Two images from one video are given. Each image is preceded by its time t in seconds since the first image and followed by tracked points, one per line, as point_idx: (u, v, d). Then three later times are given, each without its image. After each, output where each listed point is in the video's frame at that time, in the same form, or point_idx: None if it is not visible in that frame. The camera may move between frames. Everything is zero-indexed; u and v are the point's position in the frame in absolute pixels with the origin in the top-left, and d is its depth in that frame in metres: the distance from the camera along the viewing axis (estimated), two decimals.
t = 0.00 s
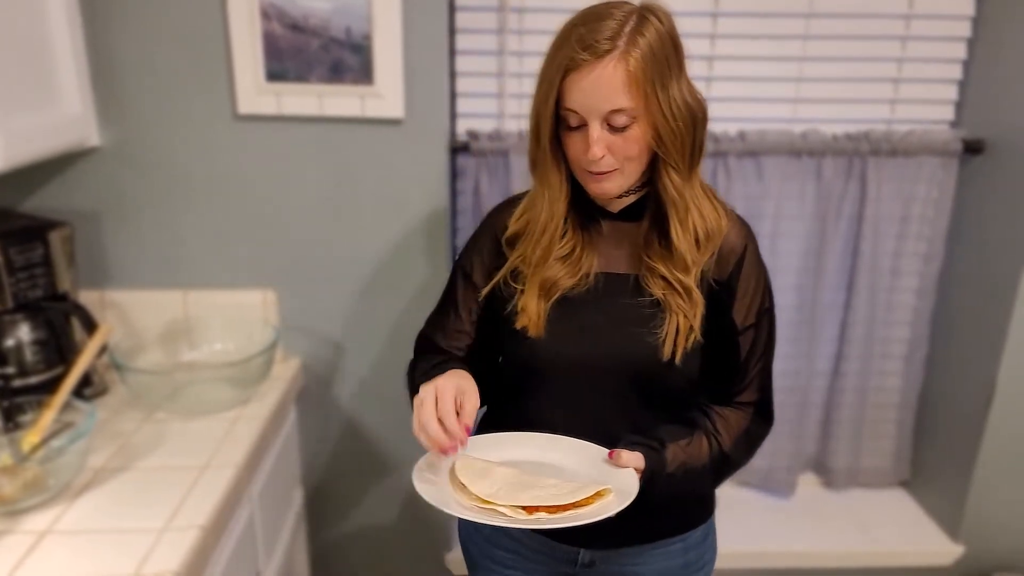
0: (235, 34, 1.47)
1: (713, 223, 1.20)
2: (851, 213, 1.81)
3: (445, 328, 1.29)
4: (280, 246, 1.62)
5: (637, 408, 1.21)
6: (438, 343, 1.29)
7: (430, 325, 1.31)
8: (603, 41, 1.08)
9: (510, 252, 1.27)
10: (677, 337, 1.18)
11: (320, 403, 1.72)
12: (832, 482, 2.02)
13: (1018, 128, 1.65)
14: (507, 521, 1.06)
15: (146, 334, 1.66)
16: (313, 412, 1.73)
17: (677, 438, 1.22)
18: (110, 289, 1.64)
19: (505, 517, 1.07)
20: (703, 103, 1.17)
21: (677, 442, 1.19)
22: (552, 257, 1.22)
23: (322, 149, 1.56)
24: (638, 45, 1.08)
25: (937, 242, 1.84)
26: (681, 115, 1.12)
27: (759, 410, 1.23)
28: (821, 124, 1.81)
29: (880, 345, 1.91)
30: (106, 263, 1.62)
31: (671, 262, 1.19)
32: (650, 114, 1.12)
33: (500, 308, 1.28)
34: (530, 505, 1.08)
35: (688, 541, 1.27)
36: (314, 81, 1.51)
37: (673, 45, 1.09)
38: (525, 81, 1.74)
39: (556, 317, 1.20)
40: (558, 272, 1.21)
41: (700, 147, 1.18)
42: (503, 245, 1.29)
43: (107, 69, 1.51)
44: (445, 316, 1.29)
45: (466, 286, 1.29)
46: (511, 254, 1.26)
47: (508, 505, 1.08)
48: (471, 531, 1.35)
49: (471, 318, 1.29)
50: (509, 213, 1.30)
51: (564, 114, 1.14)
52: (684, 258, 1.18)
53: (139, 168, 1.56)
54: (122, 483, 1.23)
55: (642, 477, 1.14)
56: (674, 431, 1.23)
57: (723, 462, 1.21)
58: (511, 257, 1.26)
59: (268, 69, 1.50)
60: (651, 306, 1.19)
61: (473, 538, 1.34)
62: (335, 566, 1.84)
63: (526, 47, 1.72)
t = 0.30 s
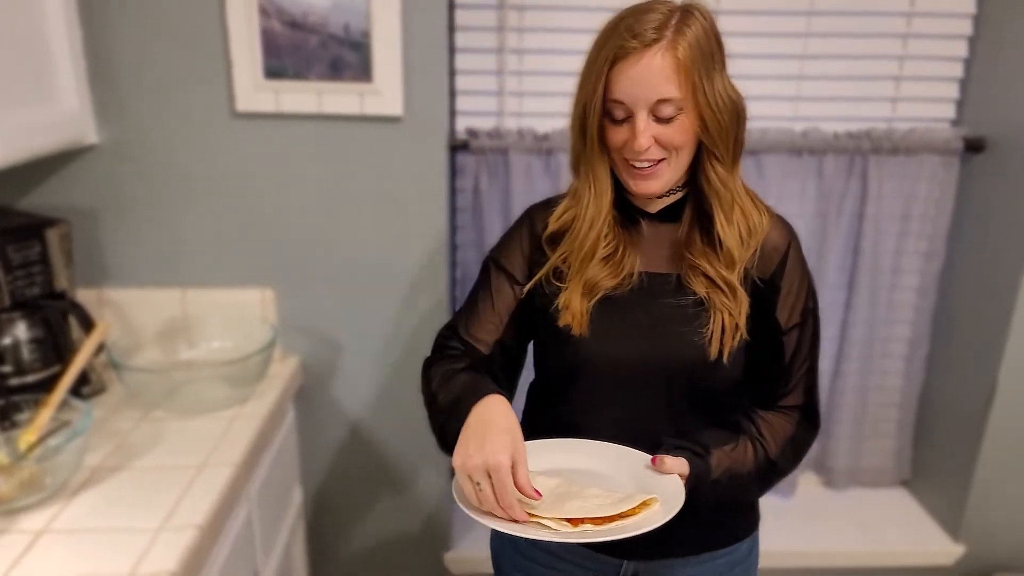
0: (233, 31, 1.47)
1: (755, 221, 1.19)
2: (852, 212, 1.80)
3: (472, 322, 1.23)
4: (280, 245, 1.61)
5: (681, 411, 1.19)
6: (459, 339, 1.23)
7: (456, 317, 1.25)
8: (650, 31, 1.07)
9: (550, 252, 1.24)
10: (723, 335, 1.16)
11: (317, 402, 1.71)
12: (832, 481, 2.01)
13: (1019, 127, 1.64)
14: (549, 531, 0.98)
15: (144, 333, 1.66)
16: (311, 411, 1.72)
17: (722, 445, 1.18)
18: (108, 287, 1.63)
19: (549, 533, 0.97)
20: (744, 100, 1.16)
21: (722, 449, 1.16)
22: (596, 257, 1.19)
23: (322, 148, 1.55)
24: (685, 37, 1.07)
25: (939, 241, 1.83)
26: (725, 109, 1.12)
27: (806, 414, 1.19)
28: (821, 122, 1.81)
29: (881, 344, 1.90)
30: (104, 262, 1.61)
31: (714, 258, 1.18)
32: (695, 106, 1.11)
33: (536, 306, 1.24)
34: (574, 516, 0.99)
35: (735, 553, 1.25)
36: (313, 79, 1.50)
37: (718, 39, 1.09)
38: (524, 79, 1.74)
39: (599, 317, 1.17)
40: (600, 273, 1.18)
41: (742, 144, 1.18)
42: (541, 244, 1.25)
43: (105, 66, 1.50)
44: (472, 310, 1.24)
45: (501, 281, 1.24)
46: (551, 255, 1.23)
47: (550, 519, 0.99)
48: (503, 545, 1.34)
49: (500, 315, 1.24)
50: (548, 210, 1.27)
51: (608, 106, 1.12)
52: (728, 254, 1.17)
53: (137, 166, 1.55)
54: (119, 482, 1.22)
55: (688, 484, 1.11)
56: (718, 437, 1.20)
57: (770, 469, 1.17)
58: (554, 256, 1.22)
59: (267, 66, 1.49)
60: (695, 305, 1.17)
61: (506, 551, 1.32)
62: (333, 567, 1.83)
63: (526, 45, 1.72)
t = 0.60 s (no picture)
0: (231, 29, 1.46)
1: (777, 223, 1.18)
2: (852, 210, 1.80)
3: (494, 319, 1.23)
4: (279, 243, 1.61)
5: (705, 415, 1.18)
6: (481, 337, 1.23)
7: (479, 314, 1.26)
8: (664, 35, 1.07)
9: (571, 254, 1.23)
10: (745, 337, 1.14)
11: (316, 400, 1.71)
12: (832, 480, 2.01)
13: (1019, 125, 1.64)
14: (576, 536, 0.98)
15: (141, 331, 1.65)
16: (309, 409, 1.72)
17: (748, 451, 1.20)
18: (106, 285, 1.63)
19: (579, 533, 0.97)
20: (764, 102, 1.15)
21: (747, 456, 1.17)
22: (619, 259, 1.18)
23: (321, 146, 1.54)
24: (701, 39, 1.07)
25: (939, 240, 1.82)
26: (743, 111, 1.11)
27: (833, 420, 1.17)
28: (821, 121, 1.80)
29: (881, 342, 1.90)
30: (102, 260, 1.61)
31: (736, 260, 1.16)
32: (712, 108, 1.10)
33: (555, 306, 1.22)
34: (604, 518, 0.99)
35: (757, 572, 1.24)
36: (312, 77, 1.50)
37: (735, 41, 1.08)
38: (523, 78, 1.74)
39: (619, 319, 1.17)
40: (620, 275, 1.17)
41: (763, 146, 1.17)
42: (563, 246, 1.25)
43: (104, 64, 1.50)
44: (494, 308, 1.24)
45: (524, 281, 1.24)
46: (572, 257, 1.22)
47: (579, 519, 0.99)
48: (521, 554, 1.34)
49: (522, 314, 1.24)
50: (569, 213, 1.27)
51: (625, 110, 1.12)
52: (750, 256, 1.16)
53: (136, 165, 1.55)
54: (116, 481, 1.22)
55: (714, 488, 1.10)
56: (743, 444, 1.21)
57: (797, 477, 1.17)
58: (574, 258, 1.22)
59: (265, 64, 1.49)
60: (716, 306, 1.16)
61: (524, 561, 1.33)
62: (330, 566, 1.83)
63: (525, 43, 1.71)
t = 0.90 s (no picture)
0: (230, 28, 1.46)
1: (773, 229, 1.17)
2: (851, 209, 1.80)
3: (478, 295, 1.24)
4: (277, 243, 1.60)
5: (694, 417, 1.17)
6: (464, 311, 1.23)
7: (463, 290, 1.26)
8: (672, 32, 1.07)
9: (567, 249, 1.23)
10: (732, 340, 1.13)
11: (314, 400, 1.71)
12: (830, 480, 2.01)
13: (1018, 125, 1.64)
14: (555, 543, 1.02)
15: (140, 331, 1.65)
16: (307, 409, 1.72)
17: (732, 453, 1.15)
18: (105, 284, 1.63)
19: (565, 553, 0.98)
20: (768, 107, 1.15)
21: (730, 459, 1.13)
22: (613, 256, 1.18)
23: (320, 146, 1.54)
24: (709, 38, 1.07)
25: (938, 239, 1.82)
26: (747, 114, 1.11)
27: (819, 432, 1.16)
28: (819, 121, 1.80)
29: (879, 342, 1.90)
30: (100, 259, 1.61)
31: (730, 265, 1.16)
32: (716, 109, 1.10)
33: (545, 296, 1.24)
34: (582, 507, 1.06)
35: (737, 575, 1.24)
36: (311, 76, 1.50)
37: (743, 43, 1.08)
38: (522, 78, 1.74)
39: (609, 318, 1.17)
40: (613, 273, 1.17)
41: (763, 151, 1.17)
42: (558, 240, 1.25)
43: (102, 62, 1.49)
44: (479, 285, 1.24)
45: (513, 265, 1.24)
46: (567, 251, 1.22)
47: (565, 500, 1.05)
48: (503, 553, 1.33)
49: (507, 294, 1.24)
50: (569, 208, 1.28)
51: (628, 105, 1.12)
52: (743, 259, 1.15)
53: (134, 164, 1.55)
54: (114, 480, 1.22)
55: (697, 491, 1.10)
56: (728, 446, 1.17)
57: (779, 485, 1.14)
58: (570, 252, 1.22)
59: (264, 63, 1.49)
60: (705, 308, 1.15)
61: (506, 561, 1.33)
62: (329, 565, 1.83)
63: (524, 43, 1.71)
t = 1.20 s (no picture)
0: (231, 27, 1.46)
1: (729, 225, 1.18)
2: (852, 211, 1.80)
3: (431, 285, 1.22)
4: (276, 242, 1.61)
5: (649, 411, 1.18)
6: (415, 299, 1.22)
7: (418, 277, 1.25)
8: (636, 36, 1.06)
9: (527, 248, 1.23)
10: (685, 335, 1.14)
11: (314, 399, 1.71)
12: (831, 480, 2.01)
13: (1019, 125, 1.64)
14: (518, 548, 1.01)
15: (142, 330, 1.65)
16: (308, 408, 1.72)
17: (683, 444, 1.16)
18: (105, 283, 1.63)
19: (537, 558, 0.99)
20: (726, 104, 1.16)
21: (682, 450, 1.14)
22: (573, 256, 1.18)
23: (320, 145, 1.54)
24: (671, 41, 1.07)
25: (938, 239, 1.82)
26: (708, 114, 1.11)
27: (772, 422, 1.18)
28: (819, 121, 1.80)
29: (879, 343, 1.89)
30: (100, 259, 1.61)
31: (685, 262, 1.16)
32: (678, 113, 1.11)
33: (503, 294, 1.23)
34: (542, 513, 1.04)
35: (687, 565, 1.24)
36: (312, 75, 1.50)
37: (704, 44, 1.08)
38: (523, 78, 1.74)
39: (567, 316, 1.17)
40: (571, 271, 1.17)
41: (722, 148, 1.17)
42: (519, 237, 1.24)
43: (102, 62, 1.50)
44: (434, 274, 1.23)
45: (472, 259, 1.23)
46: (528, 250, 1.22)
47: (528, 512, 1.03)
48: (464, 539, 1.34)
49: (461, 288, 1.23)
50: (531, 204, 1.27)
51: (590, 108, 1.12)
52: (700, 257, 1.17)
53: (133, 163, 1.55)
54: (116, 480, 1.22)
55: (648, 482, 1.11)
56: (681, 437, 1.18)
57: (730, 475, 1.15)
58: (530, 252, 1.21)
59: (265, 62, 1.49)
60: (660, 304, 1.16)
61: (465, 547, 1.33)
62: (331, 564, 1.83)
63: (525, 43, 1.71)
